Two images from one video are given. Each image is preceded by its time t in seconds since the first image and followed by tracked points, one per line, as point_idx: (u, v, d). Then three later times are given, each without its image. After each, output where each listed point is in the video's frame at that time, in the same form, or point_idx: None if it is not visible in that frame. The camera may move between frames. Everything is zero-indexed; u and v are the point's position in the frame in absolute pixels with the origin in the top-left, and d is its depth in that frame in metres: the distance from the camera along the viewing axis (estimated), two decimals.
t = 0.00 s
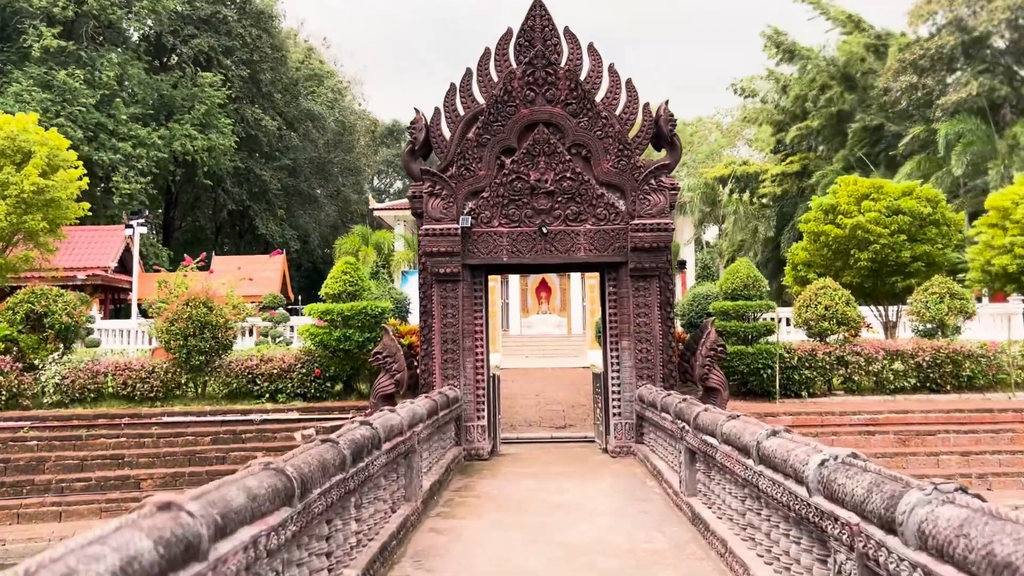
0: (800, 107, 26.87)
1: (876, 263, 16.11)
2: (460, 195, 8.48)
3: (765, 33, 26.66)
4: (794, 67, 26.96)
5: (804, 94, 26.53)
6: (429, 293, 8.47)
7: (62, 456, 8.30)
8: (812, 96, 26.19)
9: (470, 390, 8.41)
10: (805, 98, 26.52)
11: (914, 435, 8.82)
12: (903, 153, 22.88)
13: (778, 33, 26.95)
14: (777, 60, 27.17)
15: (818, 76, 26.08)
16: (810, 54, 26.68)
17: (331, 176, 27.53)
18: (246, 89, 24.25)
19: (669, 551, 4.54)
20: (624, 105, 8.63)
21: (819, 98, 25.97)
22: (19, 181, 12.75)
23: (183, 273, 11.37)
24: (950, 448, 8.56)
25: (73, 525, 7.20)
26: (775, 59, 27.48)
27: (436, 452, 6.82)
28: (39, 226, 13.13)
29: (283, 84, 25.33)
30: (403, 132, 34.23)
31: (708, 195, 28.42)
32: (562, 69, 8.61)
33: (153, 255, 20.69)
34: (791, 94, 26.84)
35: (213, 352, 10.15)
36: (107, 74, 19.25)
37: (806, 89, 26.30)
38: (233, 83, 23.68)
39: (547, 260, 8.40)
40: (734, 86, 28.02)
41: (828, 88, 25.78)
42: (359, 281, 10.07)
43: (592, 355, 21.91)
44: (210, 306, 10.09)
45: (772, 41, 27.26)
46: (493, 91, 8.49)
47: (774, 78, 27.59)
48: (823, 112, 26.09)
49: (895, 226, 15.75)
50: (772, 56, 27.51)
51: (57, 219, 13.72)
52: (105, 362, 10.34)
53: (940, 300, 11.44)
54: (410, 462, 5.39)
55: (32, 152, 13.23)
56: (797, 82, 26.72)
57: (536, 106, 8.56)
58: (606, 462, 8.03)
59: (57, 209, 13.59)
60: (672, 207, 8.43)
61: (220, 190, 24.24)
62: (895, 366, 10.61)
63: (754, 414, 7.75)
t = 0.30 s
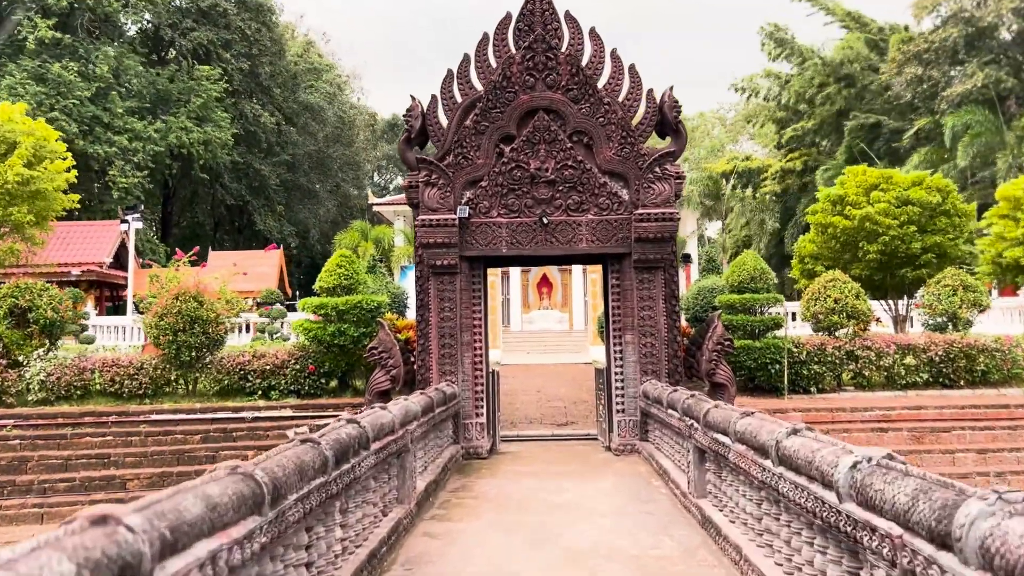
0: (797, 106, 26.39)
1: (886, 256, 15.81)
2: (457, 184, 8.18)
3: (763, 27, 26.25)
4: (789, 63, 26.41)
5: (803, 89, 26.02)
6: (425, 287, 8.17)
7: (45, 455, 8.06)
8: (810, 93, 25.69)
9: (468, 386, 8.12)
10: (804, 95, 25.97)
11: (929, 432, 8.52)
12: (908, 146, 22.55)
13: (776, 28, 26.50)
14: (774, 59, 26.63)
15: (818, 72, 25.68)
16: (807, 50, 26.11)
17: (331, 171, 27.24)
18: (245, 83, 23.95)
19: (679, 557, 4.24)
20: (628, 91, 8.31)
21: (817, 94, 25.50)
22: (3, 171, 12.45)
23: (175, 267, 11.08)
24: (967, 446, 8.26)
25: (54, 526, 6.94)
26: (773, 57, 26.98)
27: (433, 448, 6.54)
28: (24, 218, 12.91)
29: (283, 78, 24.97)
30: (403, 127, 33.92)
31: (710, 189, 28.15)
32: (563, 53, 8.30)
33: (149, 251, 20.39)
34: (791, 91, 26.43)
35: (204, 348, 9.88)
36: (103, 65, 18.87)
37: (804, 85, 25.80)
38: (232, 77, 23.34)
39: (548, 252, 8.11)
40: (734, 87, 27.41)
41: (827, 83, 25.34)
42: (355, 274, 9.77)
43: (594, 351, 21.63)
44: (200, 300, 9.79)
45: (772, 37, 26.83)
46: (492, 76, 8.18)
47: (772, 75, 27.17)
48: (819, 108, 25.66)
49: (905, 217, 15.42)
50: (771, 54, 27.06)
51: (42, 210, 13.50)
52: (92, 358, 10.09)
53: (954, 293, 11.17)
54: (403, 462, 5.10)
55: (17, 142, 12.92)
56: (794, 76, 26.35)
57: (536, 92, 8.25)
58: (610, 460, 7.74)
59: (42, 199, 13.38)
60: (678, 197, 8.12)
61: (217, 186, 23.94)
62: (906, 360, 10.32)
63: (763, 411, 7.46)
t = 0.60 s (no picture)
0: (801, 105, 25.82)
1: (897, 252, 15.49)
2: (455, 177, 7.87)
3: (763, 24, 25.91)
4: (791, 61, 25.85)
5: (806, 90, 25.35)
6: (422, 284, 7.86)
7: (27, 461, 7.89)
8: (814, 92, 25.15)
9: (466, 388, 7.82)
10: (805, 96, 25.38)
11: (945, 434, 8.22)
12: (915, 141, 22.20)
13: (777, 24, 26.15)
14: (776, 56, 26.15)
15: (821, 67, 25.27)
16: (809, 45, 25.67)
17: (330, 168, 26.95)
18: (242, 79, 23.63)
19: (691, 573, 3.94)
20: (632, 79, 7.99)
21: (819, 92, 25.02)
22: None
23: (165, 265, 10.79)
24: (985, 448, 7.96)
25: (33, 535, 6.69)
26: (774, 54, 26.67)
27: (429, 453, 6.24)
28: (7, 214, 12.62)
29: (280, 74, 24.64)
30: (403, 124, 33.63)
31: (714, 185, 27.85)
32: (564, 42, 7.99)
33: (145, 250, 20.10)
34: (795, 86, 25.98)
35: (194, 348, 9.58)
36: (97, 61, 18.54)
37: (806, 83, 25.31)
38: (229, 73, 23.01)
39: (549, 247, 7.80)
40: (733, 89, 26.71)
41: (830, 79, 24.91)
42: (350, 272, 9.47)
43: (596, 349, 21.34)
44: (190, 299, 9.50)
45: (772, 34, 26.48)
46: (490, 65, 7.87)
47: (773, 74, 26.68)
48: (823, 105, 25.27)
49: (915, 211, 15.10)
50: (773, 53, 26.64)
51: (25, 205, 13.20)
52: (78, 359, 9.81)
53: (968, 289, 10.88)
54: (396, 470, 4.80)
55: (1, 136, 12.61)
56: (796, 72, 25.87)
57: (536, 81, 7.95)
58: (614, 464, 7.44)
59: (25, 194, 13.07)
60: (684, 190, 7.81)
61: (214, 183, 23.63)
62: (919, 359, 10.01)
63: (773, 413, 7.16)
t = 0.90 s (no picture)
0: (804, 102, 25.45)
1: (909, 246, 15.16)
2: (453, 168, 7.55)
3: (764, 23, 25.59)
4: (792, 60, 25.53)
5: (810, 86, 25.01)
6: (419, 280, 7.54)
7: (8, 466, 7.68)
8: (819, 88, 24.78)
9: (466, 388, 7.50)
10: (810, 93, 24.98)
11: (964, 434, 7.90)
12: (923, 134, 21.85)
13: (777, 23, 25.86)
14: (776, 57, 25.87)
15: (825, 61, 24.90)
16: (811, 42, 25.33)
17: (329, 165, 26.65)
18: (239, 74, 23.31)
19: None
20: (638, 66, 7.65)
21: (825, 86, 24.68)
22: None
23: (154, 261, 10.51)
24: (1007, 449, 7.64)
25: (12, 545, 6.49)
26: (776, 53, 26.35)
27: (425, 457, 5.92)
28: None
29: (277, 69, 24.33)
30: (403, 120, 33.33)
31: (718, 180, 27.53)
32: (567, 26, 7.65)
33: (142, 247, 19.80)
34: (798, 83, 25.65)
35: (184, 347, 9.28)
36: (90, 55, 18.23)
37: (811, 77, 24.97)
38: (226, 68, 22.68)
39: (552, 241, 7.48)
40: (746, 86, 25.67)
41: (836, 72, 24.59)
42: (346, 268, 9.16)
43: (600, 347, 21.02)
44: (179, 296, 9.20)
45: (773, 32, 26.20)
46: (490, 51, 7.54)
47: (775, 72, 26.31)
48: (828, 100, 24.94)
49: (928, 204, 14.74)
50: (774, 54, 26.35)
51: (6, 197, 12.93)
52: (63, 359, 9.52)
53: (985, 284, 10.62)
54: (389, 477, 4.48)
55: None
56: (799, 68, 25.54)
57: (538, 68, 7.62)
58: (620, 468, 7.11)
59: (6, 186, 12.80)
60: (692, 181, 7.48)
61: (211, 179, 23.33)
62: (935, 356, 9.68)
63: (787, 414, 6.84)
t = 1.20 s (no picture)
0: (807, 98, 25.13)
1: (921, 240, 14.83)
2: (449, 159, 7.23)
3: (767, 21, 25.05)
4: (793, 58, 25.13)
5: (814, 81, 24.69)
6: (413, 275, 7.24)
7: None
8: (824, 82, 24.48)
9: (463, 388, 7.19)
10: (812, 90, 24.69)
11: (982, 435, 7.58)
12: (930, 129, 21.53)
13: (778, 21, 25.55)
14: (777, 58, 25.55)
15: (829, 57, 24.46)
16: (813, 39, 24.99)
17: (327, 161, 26.36)
18: (235, 68, 22.99)
19: None
20: (641, 52, 7.32)
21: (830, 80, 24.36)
22: None
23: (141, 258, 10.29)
24: None
25: None
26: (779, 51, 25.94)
27: (418, 459, 5.62)
28: None
29: (274, 64, 24.03)
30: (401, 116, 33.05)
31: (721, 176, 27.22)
32: (567, 10, 7.33)
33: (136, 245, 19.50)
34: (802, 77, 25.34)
35: (172, 345, 9.01)
36: (83, 49, 17.89)
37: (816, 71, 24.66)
38: (221, 63, 22.36)
39: (552, 234, 7.18)
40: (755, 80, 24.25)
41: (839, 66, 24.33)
42: (339, 263, 8.85)
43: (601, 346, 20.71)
44: (166, 292, 8.96)
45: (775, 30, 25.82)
46: (487, 36, 7.22)
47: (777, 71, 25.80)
48: (832, 95, 24.64)
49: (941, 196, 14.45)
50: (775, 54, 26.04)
51: None
52: (45, 358, 9.25)
53: (1000, 279, 10.38)
54: (376, 484, 4.17)
55: None
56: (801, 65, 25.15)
57: (537, 53, 7.30)
58: (624, 471, 6.79)
59: None
60: (699, 171, 7.16)
61: (207, 176, 23.01)
62: (949, 355, 9.40)
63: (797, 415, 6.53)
